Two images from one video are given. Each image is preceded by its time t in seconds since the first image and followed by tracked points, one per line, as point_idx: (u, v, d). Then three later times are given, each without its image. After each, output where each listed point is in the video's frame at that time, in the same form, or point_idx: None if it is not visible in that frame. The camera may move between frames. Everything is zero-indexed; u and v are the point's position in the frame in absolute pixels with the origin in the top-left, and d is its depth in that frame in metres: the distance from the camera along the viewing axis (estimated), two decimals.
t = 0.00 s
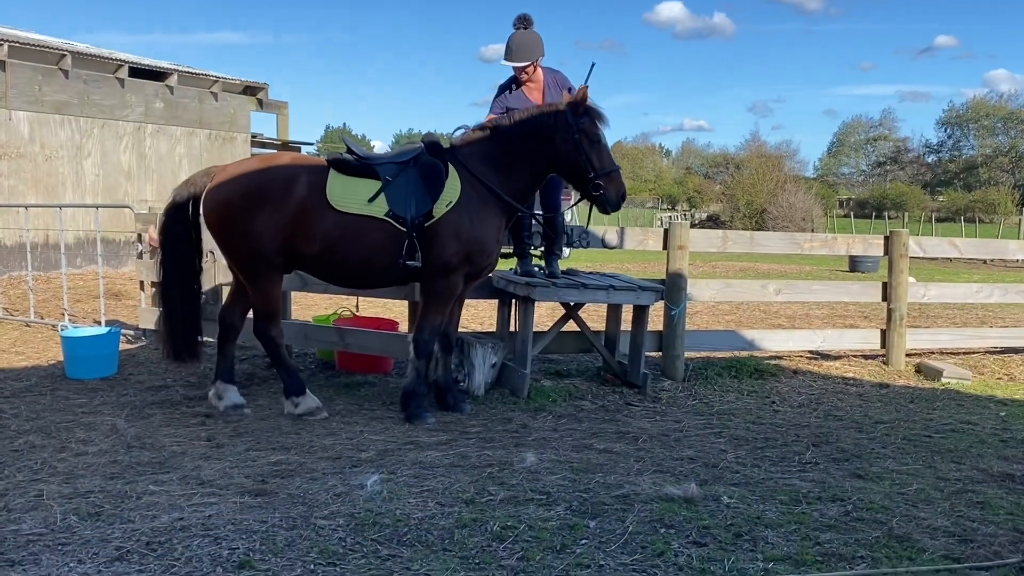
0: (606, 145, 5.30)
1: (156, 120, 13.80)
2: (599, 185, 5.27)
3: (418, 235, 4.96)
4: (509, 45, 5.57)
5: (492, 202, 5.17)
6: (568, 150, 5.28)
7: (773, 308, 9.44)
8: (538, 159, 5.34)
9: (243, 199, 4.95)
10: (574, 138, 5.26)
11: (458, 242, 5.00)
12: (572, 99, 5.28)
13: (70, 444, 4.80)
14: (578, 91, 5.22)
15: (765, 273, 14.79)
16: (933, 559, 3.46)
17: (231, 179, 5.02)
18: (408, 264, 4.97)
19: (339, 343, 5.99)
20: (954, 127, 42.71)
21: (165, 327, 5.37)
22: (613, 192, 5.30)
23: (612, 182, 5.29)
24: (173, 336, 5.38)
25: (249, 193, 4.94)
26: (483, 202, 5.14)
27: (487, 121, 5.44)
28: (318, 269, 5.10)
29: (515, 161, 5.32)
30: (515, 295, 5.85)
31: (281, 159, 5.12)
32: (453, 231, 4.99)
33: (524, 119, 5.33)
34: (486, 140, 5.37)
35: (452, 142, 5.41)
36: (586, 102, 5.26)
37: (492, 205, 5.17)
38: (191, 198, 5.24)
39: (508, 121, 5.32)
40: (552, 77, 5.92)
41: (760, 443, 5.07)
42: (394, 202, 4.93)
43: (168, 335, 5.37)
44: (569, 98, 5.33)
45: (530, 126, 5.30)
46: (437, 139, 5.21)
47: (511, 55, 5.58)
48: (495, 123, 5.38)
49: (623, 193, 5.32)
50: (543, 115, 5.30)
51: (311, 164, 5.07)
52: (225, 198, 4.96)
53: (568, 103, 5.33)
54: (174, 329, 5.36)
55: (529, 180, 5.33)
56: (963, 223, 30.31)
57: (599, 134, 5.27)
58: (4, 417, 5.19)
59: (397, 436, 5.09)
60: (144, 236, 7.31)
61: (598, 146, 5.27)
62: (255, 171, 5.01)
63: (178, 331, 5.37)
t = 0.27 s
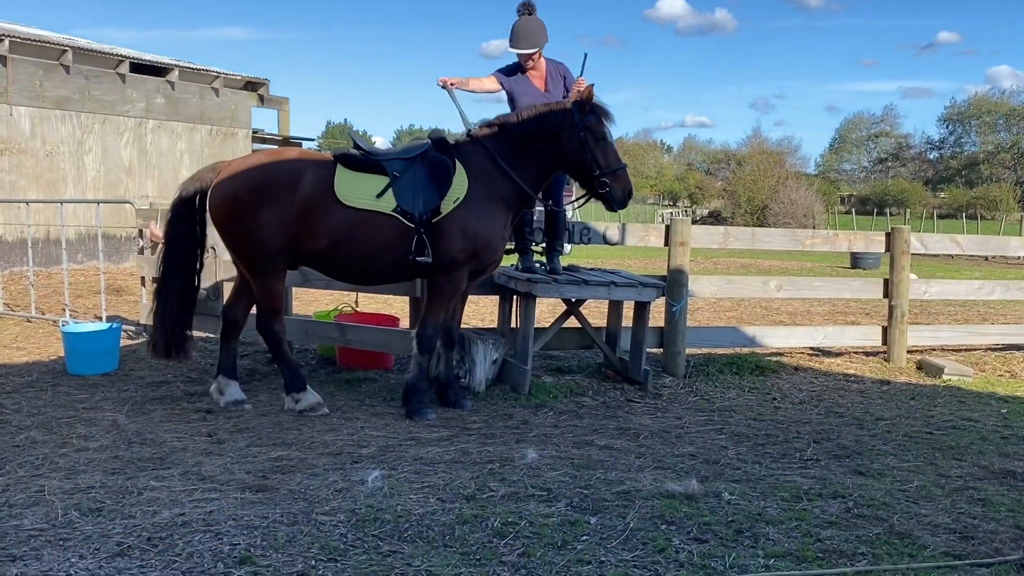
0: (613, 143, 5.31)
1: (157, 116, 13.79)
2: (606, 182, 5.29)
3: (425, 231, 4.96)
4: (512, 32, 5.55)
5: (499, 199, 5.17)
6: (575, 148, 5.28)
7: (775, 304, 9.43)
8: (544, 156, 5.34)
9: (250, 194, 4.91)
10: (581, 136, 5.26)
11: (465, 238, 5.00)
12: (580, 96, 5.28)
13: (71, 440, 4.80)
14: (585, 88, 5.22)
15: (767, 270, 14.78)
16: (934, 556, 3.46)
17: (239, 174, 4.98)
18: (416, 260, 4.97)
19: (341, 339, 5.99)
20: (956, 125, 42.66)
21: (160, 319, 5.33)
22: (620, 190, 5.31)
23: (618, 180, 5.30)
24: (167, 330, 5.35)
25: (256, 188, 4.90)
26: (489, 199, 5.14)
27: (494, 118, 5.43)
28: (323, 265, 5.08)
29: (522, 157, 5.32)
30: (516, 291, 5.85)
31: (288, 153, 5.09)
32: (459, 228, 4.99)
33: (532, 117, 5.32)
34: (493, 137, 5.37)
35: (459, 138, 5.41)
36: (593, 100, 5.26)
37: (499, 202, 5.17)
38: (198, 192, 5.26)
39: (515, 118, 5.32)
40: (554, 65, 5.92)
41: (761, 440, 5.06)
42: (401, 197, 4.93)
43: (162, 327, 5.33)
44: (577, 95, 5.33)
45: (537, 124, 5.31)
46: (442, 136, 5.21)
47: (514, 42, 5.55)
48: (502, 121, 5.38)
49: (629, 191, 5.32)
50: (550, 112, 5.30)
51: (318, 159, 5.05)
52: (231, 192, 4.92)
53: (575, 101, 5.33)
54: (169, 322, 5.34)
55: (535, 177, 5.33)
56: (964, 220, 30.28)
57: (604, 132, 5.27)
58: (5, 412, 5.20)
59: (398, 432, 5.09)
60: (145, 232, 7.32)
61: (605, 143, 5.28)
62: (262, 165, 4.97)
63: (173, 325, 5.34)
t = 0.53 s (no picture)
0: (619, 144, 5.30)
1: (158, 115, 13.79)
2: (611, 184, 5.28)
3: (429, 230, 4.97)
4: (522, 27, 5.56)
5: (503, 198, 5.17)
6: (581, 149, 5.28)
7: (775, 303, 9.43)
8: (549, 156, 5.34)
9: (254, 193, 4.92)
10: (587, 137, 5.26)
11: (468, 237, 4.99)
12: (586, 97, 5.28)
13: (72, 439, 4.80)
14: (592, 89, 5.22)
15: (768, 270, 14.78)
16: (935, 555, 3.46)
17: (243, 173, 4.98)
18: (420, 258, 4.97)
19: (341, 338, 6.00)
20: (957, 124, 42.64)
21: (163, 317, 5.33)
22: (624, 191, 5.30)
23: (623, 181, 5.29)
24: (169, 329, 5.34)
25: (261, 186, 4.91)
26: (494, 198, 5.13)
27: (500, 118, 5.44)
28: (327, 264, 5.08)
29: (527, 157, 5.31)
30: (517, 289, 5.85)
31: (292, 152, 5.10)
32: (463, 227, 4.99)
33: (538, 117, 5.32)
34: (499, 137, 5.37)
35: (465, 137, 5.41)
36: (599, 101, 5.26)
37: (504, 201, 5.16)
38: (202, 190, 5.27)
39: (521, 118, 5.31)
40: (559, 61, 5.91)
41: (762, 439, 5.06)
42: (407, 196, 4.93)
43: (165, 325, 5.33)
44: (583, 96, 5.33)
45: (543, 124, 5.31)
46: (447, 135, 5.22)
47: (524, 38, 5.57)
48: (507, 121, 5.38)
49: (634, 192, 5.31)
50: (556, 113, 5.31)
51: (323, 158, 5.05)
52: (236, 191, 4.93)
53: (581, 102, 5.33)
54: (172, 322, 5.34)
55: (540, 177, 5.32)
56: (965, 218, 30.26)
57: (610, 134, 5.27)
58: (6, 411, 5.20)
59: (399, 430, 5.09)
60: (146, 230, 7.32)
61: (610, 145, 5.28)
62: (267, 164, 4.98)
63: (175, 324, 5.34)
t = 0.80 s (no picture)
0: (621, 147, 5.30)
1: (159, 116, 13.81)
2: (613, 186, 5.28)
3: (432, 232, 4.96)
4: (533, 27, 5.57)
5: (505, 200, 5.18)
6: (583, 151, 5.28)
7: (776, 305, 9.43)
8: (551, 159, 5.34)
9: (257, 194, 4.92)
10: (589, 140, 5.26)
11: (470, 239, 5.01)
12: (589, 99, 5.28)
13: (74, 440, 4.81)
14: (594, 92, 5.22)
15: (768, 271, 14.78)
16: (935, 557, 3.46)
17: (246, 174, 4.98)
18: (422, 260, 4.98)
19: (343, 340, 6.00)
20: (958, 125, 42.62)
21: (176, 321, 5.36)
22: (627, 194, 5.30)
23: (626, 184, 5.29)
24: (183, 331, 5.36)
25: (264, 188, 4.92)
26: (496, 200, 5.14)
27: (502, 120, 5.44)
28: (330, 265, 5.09)
29: (530, 159, 5.32)
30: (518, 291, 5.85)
31: (295, 154, 5.10)
32: (466, 228, 5.00)
33: (540, 119, 5.33)
34: (501, 139, 5.38)
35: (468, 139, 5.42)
36: (601, 104, 5.26)
37: (506, 204, 5.18)
38: (204, 191, 5.27)
39: (523, 120, 5.32)
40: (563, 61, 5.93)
41: (763, 441, 5.06)
42: (410, 198, 4.93)
43: (179, 328, 5.35)
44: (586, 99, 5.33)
45: (545, 126, 5.31)
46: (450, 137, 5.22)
47: (532, 37, 5.58)
48: (510, 122, 5.38)
49: (637, 195, 5.31)
50: (559, 115, 5.31)
51: (326, 159, 5.05)
52: (239, 192, 4.94)
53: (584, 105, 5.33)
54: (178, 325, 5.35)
55: (543, 179, 5.33)
56: (966, 219, 30.26)
57: (613, 137, 5.27)
58: (8, 413, 5.20)
59: (400, 432, 5.09)
60: (147, 232, 7.33)
61: (613, 148, 5.28)
62: (270, 165, 4.98)
63: (188, 325, 5.36)
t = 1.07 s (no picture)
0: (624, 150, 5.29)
1: (160, 118, 13.82)
2: (614, 190, 5.27)
3: (434, 234, 4.97)
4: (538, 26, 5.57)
5: (507, 203, 5.18)
6: (585, 154, 5.28)
7: (777, 307, 9.43)
8: (553, 162, 5.34)
9: (258, 197, 4.92)
10: (591, 143, 5.25)
11: (472, 241, 5.00)
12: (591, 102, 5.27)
13: (75, 443, 4.81)
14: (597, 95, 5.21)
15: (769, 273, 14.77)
16: (937, 560, 3.45)
17: (248, 176, 4.99)
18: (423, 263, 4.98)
19: (343, 342, 6.00)
20: (959, 127, 42.62)
21: (181, 323, 5.34)
22: (629, 197, 5.29)
23: (628, 187, 5.27)
24: (188, 332, 5.35)
25: (266, 190, 4.92)
26: (498, 203, 5.14)
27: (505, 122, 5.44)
28: (331, 267, 5.08)
29: (532, 162, 5.32)
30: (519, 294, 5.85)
31: (298, 156, 5.10)
32: (467, 231, 5.00)
33: (542, 122, 5.32)
34: (503, 141, 5.38)
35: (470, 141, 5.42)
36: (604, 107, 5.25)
37: (507, 206, 5.18)
38: (206, 194, 5.28)
39: (526, 123, 5.32)
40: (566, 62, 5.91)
41: (764, 443, 5.06)
42: (411, 201, 4.93)
43: (183, 330, 5.35)
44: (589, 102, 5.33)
45: (548, 129, 5.31)
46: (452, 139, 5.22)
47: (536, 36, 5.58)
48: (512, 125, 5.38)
49: (638, 198, 5.30)
50: (561, 118, 5.30)
51: (328, 162, 5.05)
52: (240, 194, 4.94)
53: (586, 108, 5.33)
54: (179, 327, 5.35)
55: (545, 182, 5.33)
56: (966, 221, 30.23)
57: (615, 140, 5.26)
58: (9, 415, 5.20)
59: (401, 434, 5.09)
60: (148, 234, 7.34)
61: (615, 151, 5.27)
62: (272, 167, 4.98)
63: (194, 326, 5.35)
